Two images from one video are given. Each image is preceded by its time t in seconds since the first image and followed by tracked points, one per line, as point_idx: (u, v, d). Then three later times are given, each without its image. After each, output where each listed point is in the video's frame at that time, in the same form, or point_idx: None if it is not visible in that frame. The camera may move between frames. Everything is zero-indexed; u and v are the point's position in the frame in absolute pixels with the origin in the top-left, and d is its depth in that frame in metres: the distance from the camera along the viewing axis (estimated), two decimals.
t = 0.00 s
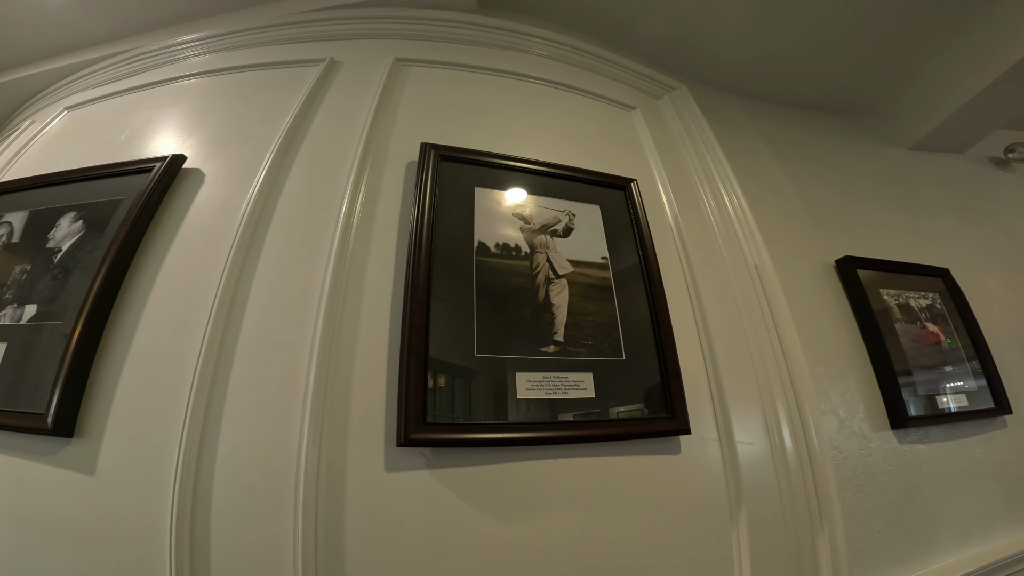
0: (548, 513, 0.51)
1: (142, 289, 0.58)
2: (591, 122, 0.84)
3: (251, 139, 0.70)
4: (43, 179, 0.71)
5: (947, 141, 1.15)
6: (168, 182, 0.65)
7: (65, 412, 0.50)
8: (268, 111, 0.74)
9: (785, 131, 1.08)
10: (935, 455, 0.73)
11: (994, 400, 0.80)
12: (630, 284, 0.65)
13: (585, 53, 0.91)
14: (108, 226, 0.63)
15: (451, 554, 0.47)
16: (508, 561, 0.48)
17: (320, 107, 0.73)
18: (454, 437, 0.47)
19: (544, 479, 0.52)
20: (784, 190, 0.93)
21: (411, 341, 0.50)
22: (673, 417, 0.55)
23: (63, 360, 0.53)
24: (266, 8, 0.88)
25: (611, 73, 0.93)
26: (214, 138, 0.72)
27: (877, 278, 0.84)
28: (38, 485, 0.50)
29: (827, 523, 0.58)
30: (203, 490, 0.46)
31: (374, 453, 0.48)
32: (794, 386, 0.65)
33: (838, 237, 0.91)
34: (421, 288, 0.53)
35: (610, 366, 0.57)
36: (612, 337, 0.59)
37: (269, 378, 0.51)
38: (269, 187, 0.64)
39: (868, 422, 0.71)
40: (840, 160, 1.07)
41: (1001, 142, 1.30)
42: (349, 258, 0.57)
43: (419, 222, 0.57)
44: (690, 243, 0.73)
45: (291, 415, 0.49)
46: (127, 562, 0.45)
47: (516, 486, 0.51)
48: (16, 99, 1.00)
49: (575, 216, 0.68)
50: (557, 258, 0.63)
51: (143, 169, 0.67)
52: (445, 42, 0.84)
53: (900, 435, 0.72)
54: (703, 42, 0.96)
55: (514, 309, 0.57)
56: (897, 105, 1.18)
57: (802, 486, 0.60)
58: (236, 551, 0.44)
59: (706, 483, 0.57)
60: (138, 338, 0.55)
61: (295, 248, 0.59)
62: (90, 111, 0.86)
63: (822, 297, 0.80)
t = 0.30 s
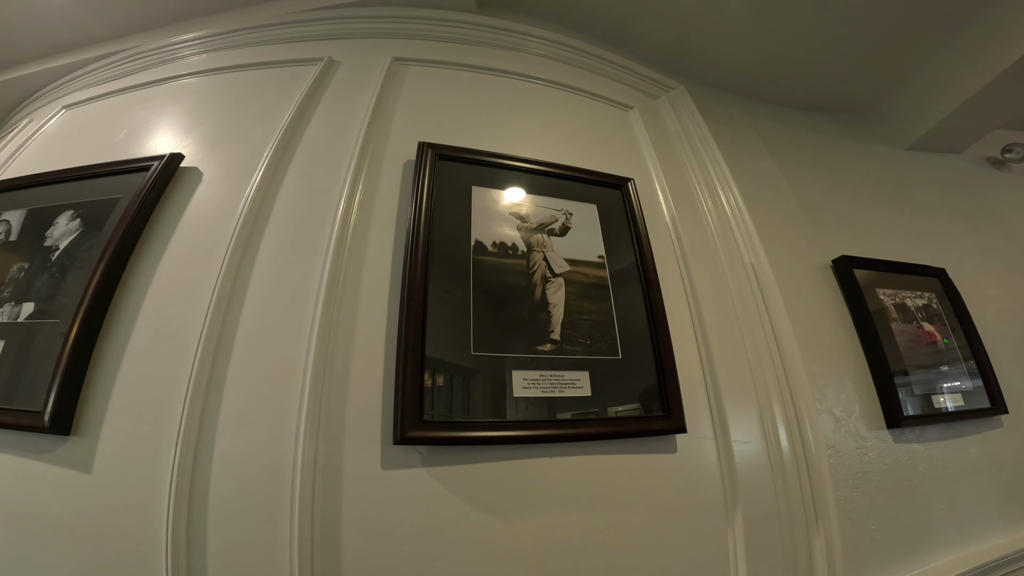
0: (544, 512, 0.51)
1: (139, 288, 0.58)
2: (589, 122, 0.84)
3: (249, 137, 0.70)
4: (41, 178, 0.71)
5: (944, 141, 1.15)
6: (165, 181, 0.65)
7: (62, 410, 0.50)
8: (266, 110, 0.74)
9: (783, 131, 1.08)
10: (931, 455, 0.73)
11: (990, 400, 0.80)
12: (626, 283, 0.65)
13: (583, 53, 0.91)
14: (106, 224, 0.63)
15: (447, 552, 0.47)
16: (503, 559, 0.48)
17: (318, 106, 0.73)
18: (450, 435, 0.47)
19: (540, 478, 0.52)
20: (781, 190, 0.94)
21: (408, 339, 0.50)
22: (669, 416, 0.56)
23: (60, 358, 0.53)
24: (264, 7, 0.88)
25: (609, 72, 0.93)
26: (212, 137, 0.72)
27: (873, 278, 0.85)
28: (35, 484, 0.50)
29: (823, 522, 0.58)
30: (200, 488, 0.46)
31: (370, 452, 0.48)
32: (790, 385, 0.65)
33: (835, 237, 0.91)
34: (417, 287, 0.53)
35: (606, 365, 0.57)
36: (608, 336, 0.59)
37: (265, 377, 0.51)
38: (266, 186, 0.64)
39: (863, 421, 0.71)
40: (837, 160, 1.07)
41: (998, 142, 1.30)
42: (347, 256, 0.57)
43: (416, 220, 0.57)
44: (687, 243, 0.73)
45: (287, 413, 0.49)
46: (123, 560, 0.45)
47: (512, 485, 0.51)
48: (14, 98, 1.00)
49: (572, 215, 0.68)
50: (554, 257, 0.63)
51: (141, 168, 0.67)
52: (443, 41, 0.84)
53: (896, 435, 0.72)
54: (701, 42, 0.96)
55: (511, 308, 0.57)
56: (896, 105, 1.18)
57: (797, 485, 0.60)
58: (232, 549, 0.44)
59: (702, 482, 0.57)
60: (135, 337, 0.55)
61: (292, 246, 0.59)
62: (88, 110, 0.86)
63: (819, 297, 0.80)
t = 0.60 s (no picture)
0: (543, 513, 0.51)
1: (138, 288, 0.58)
2: (589, 123, 0.84)
3: (248, 138, 0.70)
4: (41, 177, 0.71)
5: (942, 142, 1.15)
6: (165, 182, 0.65)
7: (61, 410, 0.50)
8: (266, 110, 0.74)
9: (783, 132, 1.08)
10: (929, 456, 0.73)
11: (988, 401, 0.80)
12: (625, 284, 0.65)
13: (583, 53, 0.91)
14: (105, 224, 0.63)
15: (446, 553, 0.47)
16: (503, 560, 0.48)
17: (317, 106, 0.73)
18: (449, 436, 0.47)
19: (539, 479, 0.53)
20: (781, 191, 0.94)
21: (407, 340, 0.50)
22: (668, 417, 0.56)
23: (59, 358, 0.53)
24: (264, 7, 0.88)
25: (609, 73, 0.93)
26: (212, 137, 0.72)
27: (872, 279, 0.85)
28: (34, 484, 0.50)
29: (820, 522, 0.58)
30: (199, 489, 0.46)
31: (369, 453, 0.48)
32: (789, 387, 0.65)
33: (834, 238, 0.91)
34: (417, 288, 0.53)
35: (605, 366, 0.58)
36: (607, 337, 0.60)
37: (264, 378, 0.51)
38: (266, 186, 0.64)
39: (862, 422, 0.71)
40: (836, 161, 1.07)
41: (997, 143, 1.30)
42: (346, 257, 0.57)
43: (416, 221, 0.58)
44: (686, 244, 0.73)
45: (286, 414, 0.49)
46: (122, 560, 0.45)
47: (510, 486, 0.51)
48: (13, 98, 1.00)
49: (571, 216, 0.68)
50: (553, 258, 0.63)
51: (140, 168, 0.67)
52: (443, 41, 0.84)
53: (894, 436, 0.72)
54: (701, 43, 0.96)
55: (510, 309, 0.57)
56: (895, 107, 1.18)
57: (795, 486, 0.60)
58: (231, 549, 0.44)
59: (700, 482, 0.57)
60: (134, 337, 0.55)
61: (292, 247, 0.59)
62: (87, 110, 0.86)
63: (818, 298, 0.81)
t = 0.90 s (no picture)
0: (542, 512, 0.51)
1: (138, 286, 0.58)
2: (589, 122, 0.84)
3: (249, 137, 0.70)
4: (41, 176, 0.71)
5: (942, 143, 1.16)
6: (165, 181, 0.65)
7: (60, 409, 0.50)
8: (266, 109, 0.74)
9: (782, 132, 1.08)
10: (928, 456, 0.74)
11: (987, 401, 0.81)
12: (625, 283, 0.65)
13: (583, 53, 0.91)
14: (106, 223, 0.63)
15: (445, 552, 0.47)
16: (503, 559, 0.48)
17: (318, 105, 0.73)
18: (449, 435, 0.47)
19: (539, 477, 0.53)
20: (781, 191, 0.94)
21: (407, 339, 0.50)
22: (668, 416, 0.56)
23: (60, 356, 0.53)
24: (265, 6, 0.88)
25: (609, 73, 0.93)
26: (213, 136, 0.72)
27: (872, 279, 0.85)
28: (34, 484, 0.50)
29: (819, 522, 0.58)
30: (199, 488, 0.46)
31: (369, 452, 0.49)
32: (788, 386, 0.66)
33: (834, 238, 0.91)
34: (417, 287, 0.53)
35: (605, 365, 0.58)
36: (607, 336, 0.60)
37: (265, 377, 0.51)
38: (267, 185, 0.64)
39: (861, 422, 0.71)
40: (836, 162, 1.07)
41: (997, 143, 1.31)
42: (347, 256, 0.57)
43: (416, 220, 0.58)
44: (686, 243, 0.73)
45: (287, 412, 0.49)
46: (122, 559, 0.45)
47: (510, 485, 0.51)
48: (13, 97, 1.00)
49: (572, 215, 0.68)
50: (554, 257, 0.63)
51: (141, 167, 0.67)
52: (443, 41, 0.84)
53: (893, 436, 0.72)
54: (702, 43, 0.97)
55: (510, 308, 0.57)
56: (895, 107, 1.18)
57: (795, 485, 0.60)
58: (231, 549, 0.44)
59: (700, 482, 0.57)
60: (134, 336, 0.55)
61: (292, 246, 0.59)
62: (87, 109, 0.86)
63: (817, 298, 0.81)
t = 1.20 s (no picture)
0: (542, 513, 0.51)
1: (138, 287, 0.58)
2: (588, 123, 0.84)
3: (249, 137, 0.70)
4: (41, 176, 0.71)
5: (940, 143, 1.16)
6: (165, 181, 0.65)
7: (60, 409, 0.50)
8: (266, 109, 0.74)
9: (782, 133, 1.08)
10: (926, 456, 0.74)
11: (985, 402, 0.81)
12: (625, 284, 0.65)
13: (583, 54, 0.91)
14: (106, 223, 0.63)
15: (445, 552, 0.47)
16: (503, 559, 0.48)
17: (318, 105, 0.73)
18: (449, 435, 0.48)
19: (539, 477, 0.53)
20: (780, 192, 0.94)
21: (407, 339, 0.50)
22: (667, 416, 0.56)
23: (59, 356, 0.53)
24: (266, 6, 0.88)
25: (609, 73, 0.93)
26: (212, 136, 0.72)
27: (870, 280, 0.85)
28: (33, 484, 0.50)
29: (817, 522, 0.59)
30: (199, 488, 0.46)
31: (369, 452, 0.49)
32: (787, 387, 0.66)
33: (833, 239, 0.92)
34: (417, 287, 0.53)
35: (605, 366, 0.58)
36: (606, 337, 0.60)
37: (265, 377, 0.51)
38: (267, 185, 0.64)
39: (859, 422, 0.71)
40: (835, 162, 1.07)
41: (996, 144, 1.31)
42: (347, 256, 0.58)
43: (416, 221, 0.58)
44: (685, 244, 0.73)
45: (287, 412, 0.49)
46: (122, 558, 0.45)
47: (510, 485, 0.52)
48: (12, 97, 1.00)
49: (571, 216, 0.68)
50: (553, 258, 0.63)
51: (141, 167, 0.67)
52: (443, 41, 0.84)
53: (890, 436, 0.72)
54: (701, 44, 0.97)
55: (510, 309, 0.57)
56: (894, 108, 1.19)
57: (793, 485, 0.60)
58: (231, 549, 0.44)
59: (699, 482, 0.58)
60: (134, 336, 0.55)
61: (292, 246, 0.59)
62: (87, 108, 0.86)
63: (816, 298, 0.81)
